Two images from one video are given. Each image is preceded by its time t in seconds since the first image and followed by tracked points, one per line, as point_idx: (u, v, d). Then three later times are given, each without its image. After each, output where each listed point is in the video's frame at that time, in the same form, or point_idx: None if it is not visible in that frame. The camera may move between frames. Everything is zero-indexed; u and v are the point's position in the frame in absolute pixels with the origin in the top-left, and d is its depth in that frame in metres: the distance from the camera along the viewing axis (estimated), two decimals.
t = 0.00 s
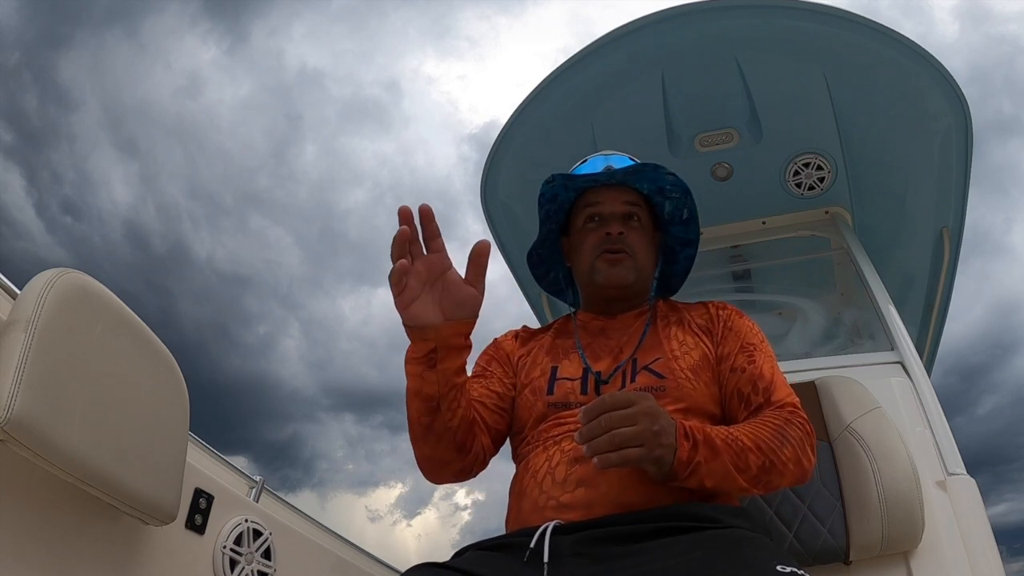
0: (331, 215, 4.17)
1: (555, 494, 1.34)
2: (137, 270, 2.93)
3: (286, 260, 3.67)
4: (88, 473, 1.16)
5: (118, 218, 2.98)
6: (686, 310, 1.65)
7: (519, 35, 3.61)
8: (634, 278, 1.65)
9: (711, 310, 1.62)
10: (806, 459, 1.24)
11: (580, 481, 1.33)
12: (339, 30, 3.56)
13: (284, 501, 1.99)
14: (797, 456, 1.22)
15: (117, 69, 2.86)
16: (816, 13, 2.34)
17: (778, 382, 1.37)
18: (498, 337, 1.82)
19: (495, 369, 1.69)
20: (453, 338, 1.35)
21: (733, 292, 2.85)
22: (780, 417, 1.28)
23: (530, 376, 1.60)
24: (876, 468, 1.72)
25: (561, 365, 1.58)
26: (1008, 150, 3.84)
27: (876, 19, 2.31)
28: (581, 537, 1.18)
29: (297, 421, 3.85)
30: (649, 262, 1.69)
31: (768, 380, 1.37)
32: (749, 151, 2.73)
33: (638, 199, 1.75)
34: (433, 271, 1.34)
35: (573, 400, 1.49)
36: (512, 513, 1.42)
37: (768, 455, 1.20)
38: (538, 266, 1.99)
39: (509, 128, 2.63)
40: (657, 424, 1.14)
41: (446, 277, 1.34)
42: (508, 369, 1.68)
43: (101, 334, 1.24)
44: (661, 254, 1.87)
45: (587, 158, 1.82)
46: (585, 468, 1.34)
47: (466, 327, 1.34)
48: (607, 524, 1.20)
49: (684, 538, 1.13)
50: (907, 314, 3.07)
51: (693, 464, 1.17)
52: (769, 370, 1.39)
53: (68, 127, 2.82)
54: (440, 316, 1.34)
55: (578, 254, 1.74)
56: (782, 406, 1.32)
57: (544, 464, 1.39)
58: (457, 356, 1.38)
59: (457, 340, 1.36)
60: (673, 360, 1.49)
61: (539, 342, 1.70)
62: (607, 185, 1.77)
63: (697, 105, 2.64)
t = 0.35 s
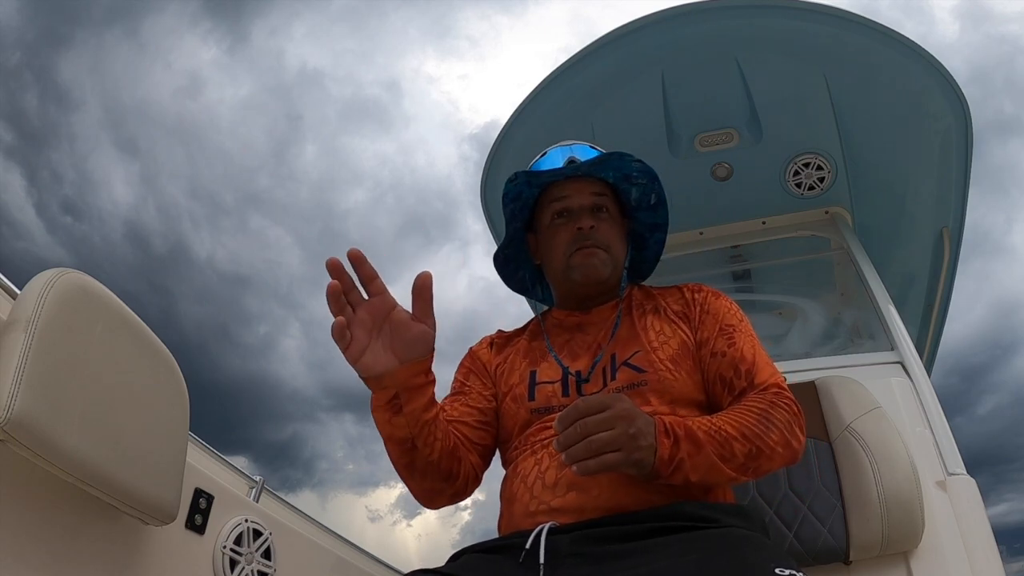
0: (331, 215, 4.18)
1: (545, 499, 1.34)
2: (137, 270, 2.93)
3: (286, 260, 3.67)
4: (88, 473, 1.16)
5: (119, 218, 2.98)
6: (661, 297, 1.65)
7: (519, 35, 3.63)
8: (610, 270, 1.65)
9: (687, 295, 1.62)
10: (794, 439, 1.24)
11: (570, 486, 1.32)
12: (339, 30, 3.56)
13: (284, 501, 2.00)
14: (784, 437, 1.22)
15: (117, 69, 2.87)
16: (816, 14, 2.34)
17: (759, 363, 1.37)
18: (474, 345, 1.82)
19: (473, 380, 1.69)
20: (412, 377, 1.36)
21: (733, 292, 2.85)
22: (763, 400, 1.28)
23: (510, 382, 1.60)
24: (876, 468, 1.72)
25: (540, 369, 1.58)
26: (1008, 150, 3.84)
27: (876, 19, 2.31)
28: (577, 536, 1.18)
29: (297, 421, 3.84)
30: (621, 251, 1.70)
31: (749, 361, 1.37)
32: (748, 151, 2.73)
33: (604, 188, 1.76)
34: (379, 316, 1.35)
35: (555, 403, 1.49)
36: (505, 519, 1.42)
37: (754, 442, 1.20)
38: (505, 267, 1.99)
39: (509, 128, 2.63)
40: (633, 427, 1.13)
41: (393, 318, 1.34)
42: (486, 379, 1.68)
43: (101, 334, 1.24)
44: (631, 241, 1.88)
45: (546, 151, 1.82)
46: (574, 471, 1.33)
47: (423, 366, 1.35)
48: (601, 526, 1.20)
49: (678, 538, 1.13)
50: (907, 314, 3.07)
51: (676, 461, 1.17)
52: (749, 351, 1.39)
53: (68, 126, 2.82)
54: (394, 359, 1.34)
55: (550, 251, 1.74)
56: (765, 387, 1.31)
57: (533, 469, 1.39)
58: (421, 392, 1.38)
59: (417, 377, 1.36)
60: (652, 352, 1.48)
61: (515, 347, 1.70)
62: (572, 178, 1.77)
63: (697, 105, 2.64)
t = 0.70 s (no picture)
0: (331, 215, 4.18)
1: (544, 500, 1.34)
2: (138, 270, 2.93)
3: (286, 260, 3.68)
4: (88, 474, 1.16)
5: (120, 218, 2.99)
6: (651, 296, 1.65)
7: (519, 35, 3.62)
8: (598, 274, 1.65)
9: (677, 292, 1.62)
10: (791, 433, 1.23)
11: (569, 487, 1.33)
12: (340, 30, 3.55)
13: (284, 501, 1.99)
14: (780, 433, 1.22)
15: (117, 69, 2.86)
16: (816, 14, 2.34)
17: (752, 360, 1.37)
18: (467, 354, 1.82)
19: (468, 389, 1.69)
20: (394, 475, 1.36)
21: (733, 292, 2.85)
22: (758, 395, 1.28)
23: (505, 388, 1.60)
24: (876, 468, 1.72)
25: (534, 374, 1.58)
26: (1008, 150, 3.84)
27: (876, 19, 2.31)
28: (577, 535, 1.19)
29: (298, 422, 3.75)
30: (609, 255, 1.70)
31: (742, 358, 1.38)
32: (748, 151, 2.73)
33: (589, 193, 1.76)
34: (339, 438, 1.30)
35: (551, 408, 1.49)
36: (504, 520, 1.43)
37: (751, 440, 1.20)
38: (493, 273, 1.99)
39: (508, 128, 2.63)
40: (628, 435, 1.13)
41: (353, 432, 1.29)
42: (481, 391, 1.67)
43: (101, 335, 1.24)
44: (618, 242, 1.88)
45: (529, 158, 1.81)
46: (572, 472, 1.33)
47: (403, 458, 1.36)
48: (602, 526, 1.21)
49: (677, 537, 1.13)
50: (907, 314, 3.07)
51: (672, 465, 1.17)
52: (741, 348, 1.39)
53: (69, 126, 2.82)
54: (374, 466, 1.33)
55: (537, 258, 1.73)
56: (758, 383, 1.31)
57: (532, 471, 1.40)
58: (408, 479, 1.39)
59: (397, 473, 1.36)
60: (644, 353, 1.48)
61: (508, 354, 1.70)
62: (557, 184, 1.77)
63: (697, 105, 2.64)
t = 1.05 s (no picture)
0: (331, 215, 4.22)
1: (541, 499, 1.34)
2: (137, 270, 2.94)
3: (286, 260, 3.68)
4: (88, 473, 1.16)
5: (120, 218, 3.00)
6: (650, 298, 1.65)
7: (519, 35, 3.62)
8: (602, 275, 1.65)
9: (675, 295, 1.61)
10: (786, 433, 1.23)
11: (565, 486, 1.33)
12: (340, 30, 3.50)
13: (284, 501, 1.99)
14: (775, 433, 1.21)
15: (116, 69, 2.83)
16: (816, 14, 2.34)
17: (747, 361, 1.37)
18: (471, 356, 1.82)
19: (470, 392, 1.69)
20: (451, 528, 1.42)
21: (733, 293, 2.85)
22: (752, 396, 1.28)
23: (505, 390, 1.60)
24: (876, 468, 1.72)
25: (534, 375, 1.57)
26: (1008, 150, 3.84)
27: (876, 19, 2.31)
28: (574, 534, 1.19)
29: (298, 422, 3.73)
30: (612, 257, 1.69)
31: (737, 359, 1.37)
32: (748, 151, 2.73)
33: (595, 196, 1.76)
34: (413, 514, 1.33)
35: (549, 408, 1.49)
36: (503, 518, 1.43)
37: (744, 439, 1.20)
38: (498, 274, 1.99)
39: (509, 128, 2.63)
40: (620, 425, 1.13)
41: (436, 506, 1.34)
42: (483, 398, 1.66)
43: (101, 335, 1.24)
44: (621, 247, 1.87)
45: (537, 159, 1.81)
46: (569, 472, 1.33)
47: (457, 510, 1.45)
48: (600, 524, 1.21)
49: (672, 537, 1.13)
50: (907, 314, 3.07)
51: (663, 462, 1.17)
52: (737, 350, 1.39)
53: (68, 126, 2.87)
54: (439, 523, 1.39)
55: (542, 258, 1.73)
56: (753, 385, 1.31)
57: (530, 470, 1.40)
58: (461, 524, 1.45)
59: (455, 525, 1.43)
60: (642, 354, 1.48)
61: (508, 355, 1.69)
62: (564, 186, 1.77)
63: (697, 105, 2.64)
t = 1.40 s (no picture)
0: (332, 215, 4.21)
1: (542, 499, 1.34)
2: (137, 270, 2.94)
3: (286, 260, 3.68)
4: (88, 474, 1.16)
5: (120, 218, 3.00)
6: (654, 302, 1.65)
7: (519, 35, 3.62)
8: (610, 278, 1.65)
9: (678, 299, 1.62)
10: (787, 433, 1.23)
11: (566, 486, 1.33)
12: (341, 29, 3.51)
13: (284, 501, 1.99)
14: (777, 429, 1.21)
15: (117, 69, 2.84)
16: (816, 14, 2.34)
17: (749, 361, 1.36)
18: (475, 357, 1.82)
19: (473, 392, 1.69)
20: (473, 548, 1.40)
21: (733, 292, 2.85)
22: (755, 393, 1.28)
23: (508, 390, 1.59)
24: (876, 467, 1.72)
25: (537, 375, 1.57)
26: (1008, 150, 3.84)
27: (876, 19, 2.31)
28: (575, 535, 1.18)
29: (298, 421, 3.75)
30: (620, 261, 1.70)
31: (739, 359, 1.37)
32: (748, 151, 2.72)
33: (608, 201, 1.77)
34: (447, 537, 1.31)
35: (551, 407, 1.47)
36: (503, 519, 1.42)
37: (748, 429, 1.19)
38: (506, 272, 1.98)
39: (509, 128, 2.63)
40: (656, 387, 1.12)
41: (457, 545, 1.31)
42: (488, 397, 1.66)
43: (101, 334, 1.24)
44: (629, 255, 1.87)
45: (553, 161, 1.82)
46: (571, 472, 1.33)
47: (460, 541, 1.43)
48: (600, 523, 1.20)
49: (673, 537, 1.13)
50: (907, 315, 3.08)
51: (676, 437, 1.13)
52: (739, 350, 1.39)
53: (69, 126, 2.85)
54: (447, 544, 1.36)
55: (552, 258, 1.73)
56: (756, 383, 1.31)
57: (531, 470, 1.39)
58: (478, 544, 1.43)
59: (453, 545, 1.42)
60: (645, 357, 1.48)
61: (512, 357, 1.69)
62: (578, 188, 1.78)
63: (697, 105, 2.64)
